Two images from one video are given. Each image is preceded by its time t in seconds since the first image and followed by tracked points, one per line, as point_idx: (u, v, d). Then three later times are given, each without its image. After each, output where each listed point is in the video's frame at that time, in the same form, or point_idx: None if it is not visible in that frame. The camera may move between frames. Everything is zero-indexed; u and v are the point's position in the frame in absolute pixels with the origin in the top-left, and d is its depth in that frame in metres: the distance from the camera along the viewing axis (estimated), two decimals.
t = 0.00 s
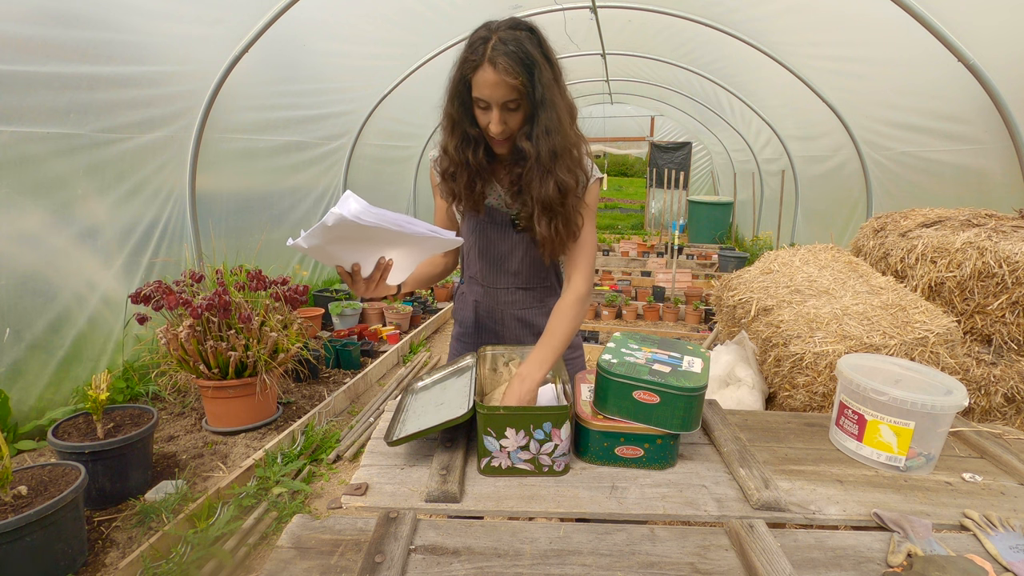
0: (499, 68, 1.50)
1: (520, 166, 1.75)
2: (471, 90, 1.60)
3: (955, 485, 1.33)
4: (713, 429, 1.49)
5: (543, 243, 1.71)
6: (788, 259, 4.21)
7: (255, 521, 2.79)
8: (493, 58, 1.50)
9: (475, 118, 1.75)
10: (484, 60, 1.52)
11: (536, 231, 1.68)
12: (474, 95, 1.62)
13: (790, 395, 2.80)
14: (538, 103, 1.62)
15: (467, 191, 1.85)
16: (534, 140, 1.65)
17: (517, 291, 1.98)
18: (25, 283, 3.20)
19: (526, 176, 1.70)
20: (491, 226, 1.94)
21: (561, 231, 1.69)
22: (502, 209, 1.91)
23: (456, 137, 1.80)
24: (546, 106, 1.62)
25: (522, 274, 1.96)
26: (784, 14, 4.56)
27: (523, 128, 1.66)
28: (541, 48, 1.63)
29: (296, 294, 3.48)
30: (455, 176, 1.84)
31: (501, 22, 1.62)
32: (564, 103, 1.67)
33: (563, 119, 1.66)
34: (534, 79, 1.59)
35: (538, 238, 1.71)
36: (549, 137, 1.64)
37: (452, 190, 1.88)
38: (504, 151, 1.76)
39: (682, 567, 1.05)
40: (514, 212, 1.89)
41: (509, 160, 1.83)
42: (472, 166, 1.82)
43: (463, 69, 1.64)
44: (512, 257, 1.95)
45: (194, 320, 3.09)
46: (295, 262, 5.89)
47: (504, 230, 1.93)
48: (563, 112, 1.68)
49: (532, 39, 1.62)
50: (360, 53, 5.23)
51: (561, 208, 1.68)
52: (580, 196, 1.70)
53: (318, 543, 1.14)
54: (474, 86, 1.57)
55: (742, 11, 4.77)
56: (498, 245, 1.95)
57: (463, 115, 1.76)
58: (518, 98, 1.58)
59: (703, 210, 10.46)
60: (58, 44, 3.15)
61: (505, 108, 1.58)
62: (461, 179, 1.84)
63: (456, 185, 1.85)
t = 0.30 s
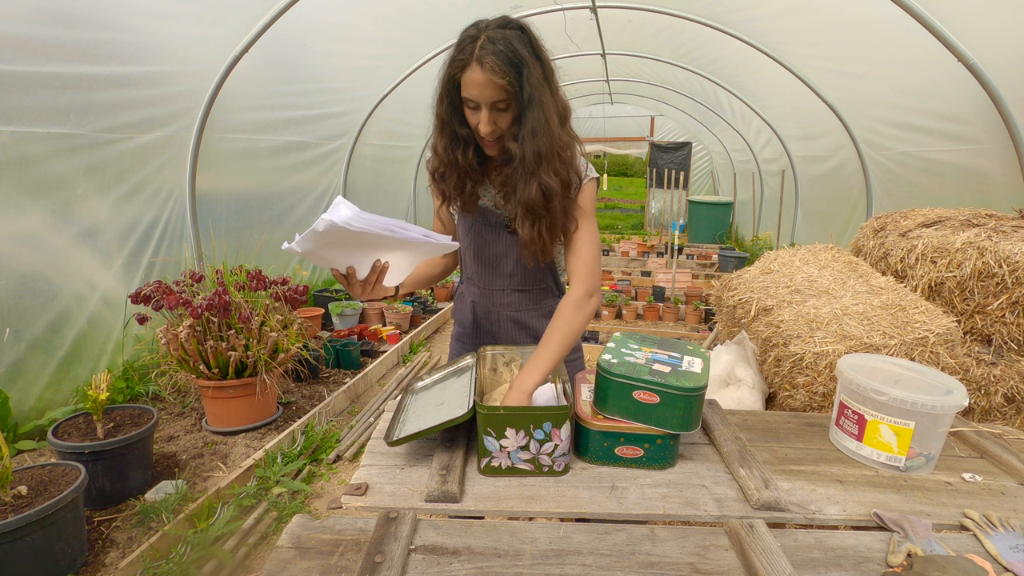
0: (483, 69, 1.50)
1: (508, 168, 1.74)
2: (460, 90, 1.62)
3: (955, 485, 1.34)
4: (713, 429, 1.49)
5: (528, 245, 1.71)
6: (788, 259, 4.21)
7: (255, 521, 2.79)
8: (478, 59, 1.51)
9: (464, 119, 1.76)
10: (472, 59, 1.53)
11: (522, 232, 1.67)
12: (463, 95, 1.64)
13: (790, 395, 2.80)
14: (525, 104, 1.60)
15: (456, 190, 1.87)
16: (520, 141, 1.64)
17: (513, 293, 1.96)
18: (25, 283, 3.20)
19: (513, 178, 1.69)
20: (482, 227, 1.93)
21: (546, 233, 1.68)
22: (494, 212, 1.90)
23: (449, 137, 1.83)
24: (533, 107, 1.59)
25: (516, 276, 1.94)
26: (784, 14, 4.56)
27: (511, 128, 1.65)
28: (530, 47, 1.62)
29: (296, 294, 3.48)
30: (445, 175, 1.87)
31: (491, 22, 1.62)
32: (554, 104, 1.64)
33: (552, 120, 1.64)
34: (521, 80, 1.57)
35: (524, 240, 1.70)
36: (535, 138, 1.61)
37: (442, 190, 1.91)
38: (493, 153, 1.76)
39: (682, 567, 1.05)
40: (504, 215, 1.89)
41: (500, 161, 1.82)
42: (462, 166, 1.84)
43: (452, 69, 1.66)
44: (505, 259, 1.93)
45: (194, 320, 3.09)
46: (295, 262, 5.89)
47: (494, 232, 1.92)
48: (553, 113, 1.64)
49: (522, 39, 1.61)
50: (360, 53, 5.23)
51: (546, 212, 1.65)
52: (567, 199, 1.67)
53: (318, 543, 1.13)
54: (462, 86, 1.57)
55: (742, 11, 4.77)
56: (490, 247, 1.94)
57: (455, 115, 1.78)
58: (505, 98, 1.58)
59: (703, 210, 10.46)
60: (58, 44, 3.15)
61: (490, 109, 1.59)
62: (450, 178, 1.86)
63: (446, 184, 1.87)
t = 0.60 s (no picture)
0: (487, 66, 1.50)
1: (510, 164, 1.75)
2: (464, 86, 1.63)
3: (955, 485, 1.33)
4: (713, 429, 1.49)
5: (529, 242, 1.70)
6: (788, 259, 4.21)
7: (255, 521, 2.79)
8: (482, 55, 1.51)
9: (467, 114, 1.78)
10: (476, 55, 1.53)
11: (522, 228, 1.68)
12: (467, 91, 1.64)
13: (790, 395, 2.80)
14: (528, 99, 1.61)
15: (458, 186, 1.87)
16: (523, 137, 1.64)
17: (514, 292, 1.96)
18: (25, 283, 3.20)
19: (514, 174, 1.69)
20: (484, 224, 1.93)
21: (547, 230, 1.68)
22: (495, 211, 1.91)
23: (451, 133, 1.84)
24: (535, 102, 1.60)
25: (519, 275, 1.94)
26: (784, 14, 4.56)
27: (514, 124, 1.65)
28: (534, 43, 1.63)
29: (296, 294, 3.48)
30: (447, 171, 1.88)
31: (496, 18, 1.63)
32: (556, 101, 1.64)
33: (554, 116, 1.64)
34: (525, 76, 1.58)
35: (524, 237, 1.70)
36: (537, 134, 1.61)
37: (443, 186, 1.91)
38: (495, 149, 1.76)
39: (682, 567, 1.05)
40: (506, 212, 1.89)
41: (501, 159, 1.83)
42: (463, 162, 1.85)
43: (456, 65, 1.67)
44: (507, 258, 1.93)
45: (194, 320, 3.09)
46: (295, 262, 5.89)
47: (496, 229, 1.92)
48: (555, 110, 1.65)
49: (526, 35, 1.62)
50: (360, 53, 5.23)
51: (547, 207, 1.65)
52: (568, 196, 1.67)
53: (318, 543, 1.13)
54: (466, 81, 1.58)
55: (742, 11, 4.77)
56: (492, 245, 1.94)
57: (458, 110, 1.80)
58: (509, 94, 1.58)
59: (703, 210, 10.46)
60: (58, 44, 3.15)
61: (495, 106, 1.59)
62: (452, 175, 1.87)
63: (448, 180, 1.88)
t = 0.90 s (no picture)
0: (527, 44, 1.59)
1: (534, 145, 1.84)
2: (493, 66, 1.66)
3: (955, 485, 1.34)
4: (713, 429, 1.49)
5: (551, 219, 1.81)
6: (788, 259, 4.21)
7: (255, 521, 2.79)
8: (520, 34, 1.59)
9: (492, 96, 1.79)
10: (510, 37, 1.60)
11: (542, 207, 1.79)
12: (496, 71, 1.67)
13: (790, 395, 2.80)
14: (555, 82, 1.74)
15: (478, 170, 1.83)
16: (552, 117, 1.78)
17: (529, 284, 1.90)
18: (25, 283, 3.20)
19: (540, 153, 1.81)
20: (499, 211, 1.88)
21: (570, 205, 1.84)
22: (511, 197, 1.89)
23: (470, 118, 1.83)
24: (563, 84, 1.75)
25: (534, 266, 1.90)
26: (785, 14, 4.56)
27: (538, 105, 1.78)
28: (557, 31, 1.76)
29: (296, 294, 3.49)
30: (467, 155, 1.82)
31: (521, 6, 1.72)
32: (576, 86, 1.81)
33: (576, 100, 1.81)
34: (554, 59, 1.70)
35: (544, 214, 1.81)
36: (565, 114, 1.78)
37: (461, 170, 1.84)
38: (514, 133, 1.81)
39: (682, 567, 1.05)
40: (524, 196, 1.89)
41: (520, 142, 1.89)
42: (486, 146, 1.84)
43: (486, 46, 1.69)
44: (523, 248, 1.88)
45: (194, 320, 3.09)
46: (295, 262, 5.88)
47: (512, 215, 1.88)
48: (576, 95, 1.83)
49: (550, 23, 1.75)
50: (360, 53, 5.23)
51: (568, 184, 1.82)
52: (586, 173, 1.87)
53: (318, 543, 1.13)
54: (501, 61, 1.62)
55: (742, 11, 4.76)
56: (506, 234, 1.88)
57: (478, 94, 1.80)
58: (542, 75, 1.68)
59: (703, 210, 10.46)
60: (58, 44, 3.15)
61: (527, 85, 1.67)
62: (473, 159, 1.82)
63: (468, 165, 1.82)
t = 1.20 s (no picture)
0: (558, 46, 1.60)
1: (557, 144, 1.86)
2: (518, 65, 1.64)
3: (955, 485, 1.33)
4: (713, 429, 1.49)
5: (585, 213, 1.91)
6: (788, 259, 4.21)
7: (255, 521, 2.79)
8: (551, 36, 1.60)
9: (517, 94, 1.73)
10: (539, 39, 1.60)
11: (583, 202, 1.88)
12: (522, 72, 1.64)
13: (790, 395, 2.80)
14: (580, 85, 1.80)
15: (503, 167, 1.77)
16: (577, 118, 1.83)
17: (538, 280, 1.87)
18: (25, 283, 3.20)
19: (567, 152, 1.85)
20: (515, 210, 1.84)
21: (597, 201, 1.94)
22: (527, 195, 1.85)
23: (489, 116, 1.75)
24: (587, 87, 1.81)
25: (544, 262, 1.87)
26: (785, 15, 4.56)
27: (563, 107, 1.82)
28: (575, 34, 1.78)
29: (296, 294, 3.49)
30: (491, 152, 1.75)
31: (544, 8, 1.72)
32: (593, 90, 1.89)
33: (595, 103, 1.89)
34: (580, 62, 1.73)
35: (581, 210, 1.90)
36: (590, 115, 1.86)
37: (484, 167, 1.75)
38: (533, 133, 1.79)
39: (682, 567, 1.05)
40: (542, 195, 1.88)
41: (538, 141, 1.87)
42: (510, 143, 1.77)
43: (512, 45, 1.65)
44: (535, 245, 1.85)
45: (194, 320, 3.09)
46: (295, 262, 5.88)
47: (527, 213, 1.85)
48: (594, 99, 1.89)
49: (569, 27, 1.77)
50: (360, 52, 5.23)
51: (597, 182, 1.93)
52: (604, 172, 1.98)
53: (318, 543, 1.13)
54: (534, 61, 1.61)
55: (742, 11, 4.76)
56: (519, 231, 1.84)
57: (499, 92, 1.72)
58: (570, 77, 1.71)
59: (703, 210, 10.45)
60: (58, 44, 3.15)
61: (551, 85, 1.67)
62: (497, 156, 1.75)
63: (492, 161, 1.75)
